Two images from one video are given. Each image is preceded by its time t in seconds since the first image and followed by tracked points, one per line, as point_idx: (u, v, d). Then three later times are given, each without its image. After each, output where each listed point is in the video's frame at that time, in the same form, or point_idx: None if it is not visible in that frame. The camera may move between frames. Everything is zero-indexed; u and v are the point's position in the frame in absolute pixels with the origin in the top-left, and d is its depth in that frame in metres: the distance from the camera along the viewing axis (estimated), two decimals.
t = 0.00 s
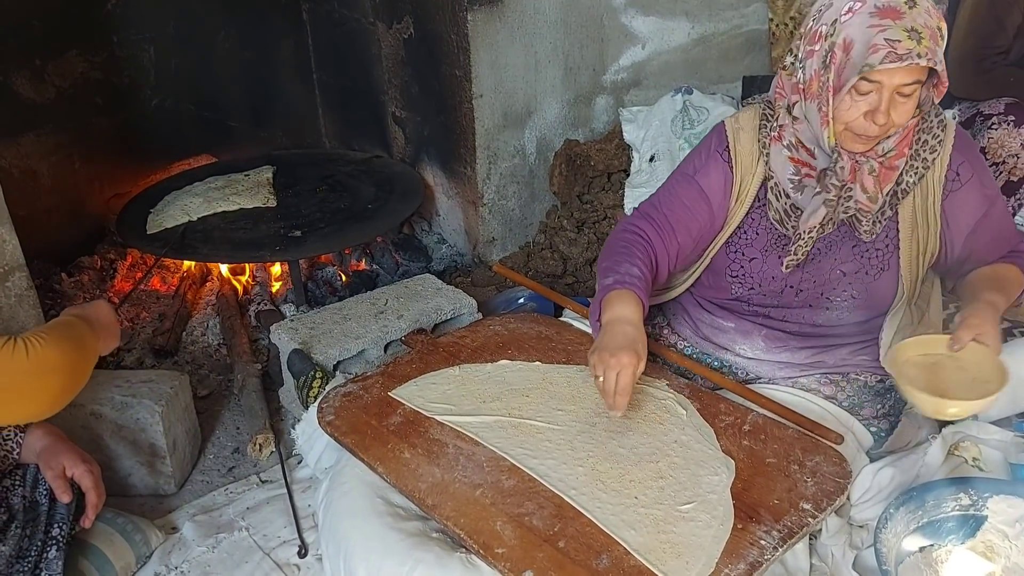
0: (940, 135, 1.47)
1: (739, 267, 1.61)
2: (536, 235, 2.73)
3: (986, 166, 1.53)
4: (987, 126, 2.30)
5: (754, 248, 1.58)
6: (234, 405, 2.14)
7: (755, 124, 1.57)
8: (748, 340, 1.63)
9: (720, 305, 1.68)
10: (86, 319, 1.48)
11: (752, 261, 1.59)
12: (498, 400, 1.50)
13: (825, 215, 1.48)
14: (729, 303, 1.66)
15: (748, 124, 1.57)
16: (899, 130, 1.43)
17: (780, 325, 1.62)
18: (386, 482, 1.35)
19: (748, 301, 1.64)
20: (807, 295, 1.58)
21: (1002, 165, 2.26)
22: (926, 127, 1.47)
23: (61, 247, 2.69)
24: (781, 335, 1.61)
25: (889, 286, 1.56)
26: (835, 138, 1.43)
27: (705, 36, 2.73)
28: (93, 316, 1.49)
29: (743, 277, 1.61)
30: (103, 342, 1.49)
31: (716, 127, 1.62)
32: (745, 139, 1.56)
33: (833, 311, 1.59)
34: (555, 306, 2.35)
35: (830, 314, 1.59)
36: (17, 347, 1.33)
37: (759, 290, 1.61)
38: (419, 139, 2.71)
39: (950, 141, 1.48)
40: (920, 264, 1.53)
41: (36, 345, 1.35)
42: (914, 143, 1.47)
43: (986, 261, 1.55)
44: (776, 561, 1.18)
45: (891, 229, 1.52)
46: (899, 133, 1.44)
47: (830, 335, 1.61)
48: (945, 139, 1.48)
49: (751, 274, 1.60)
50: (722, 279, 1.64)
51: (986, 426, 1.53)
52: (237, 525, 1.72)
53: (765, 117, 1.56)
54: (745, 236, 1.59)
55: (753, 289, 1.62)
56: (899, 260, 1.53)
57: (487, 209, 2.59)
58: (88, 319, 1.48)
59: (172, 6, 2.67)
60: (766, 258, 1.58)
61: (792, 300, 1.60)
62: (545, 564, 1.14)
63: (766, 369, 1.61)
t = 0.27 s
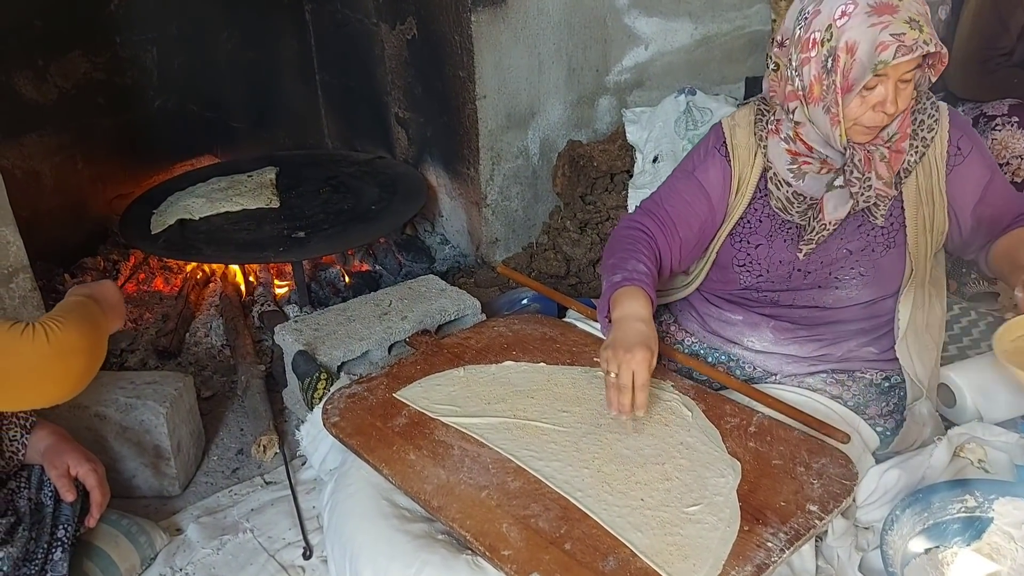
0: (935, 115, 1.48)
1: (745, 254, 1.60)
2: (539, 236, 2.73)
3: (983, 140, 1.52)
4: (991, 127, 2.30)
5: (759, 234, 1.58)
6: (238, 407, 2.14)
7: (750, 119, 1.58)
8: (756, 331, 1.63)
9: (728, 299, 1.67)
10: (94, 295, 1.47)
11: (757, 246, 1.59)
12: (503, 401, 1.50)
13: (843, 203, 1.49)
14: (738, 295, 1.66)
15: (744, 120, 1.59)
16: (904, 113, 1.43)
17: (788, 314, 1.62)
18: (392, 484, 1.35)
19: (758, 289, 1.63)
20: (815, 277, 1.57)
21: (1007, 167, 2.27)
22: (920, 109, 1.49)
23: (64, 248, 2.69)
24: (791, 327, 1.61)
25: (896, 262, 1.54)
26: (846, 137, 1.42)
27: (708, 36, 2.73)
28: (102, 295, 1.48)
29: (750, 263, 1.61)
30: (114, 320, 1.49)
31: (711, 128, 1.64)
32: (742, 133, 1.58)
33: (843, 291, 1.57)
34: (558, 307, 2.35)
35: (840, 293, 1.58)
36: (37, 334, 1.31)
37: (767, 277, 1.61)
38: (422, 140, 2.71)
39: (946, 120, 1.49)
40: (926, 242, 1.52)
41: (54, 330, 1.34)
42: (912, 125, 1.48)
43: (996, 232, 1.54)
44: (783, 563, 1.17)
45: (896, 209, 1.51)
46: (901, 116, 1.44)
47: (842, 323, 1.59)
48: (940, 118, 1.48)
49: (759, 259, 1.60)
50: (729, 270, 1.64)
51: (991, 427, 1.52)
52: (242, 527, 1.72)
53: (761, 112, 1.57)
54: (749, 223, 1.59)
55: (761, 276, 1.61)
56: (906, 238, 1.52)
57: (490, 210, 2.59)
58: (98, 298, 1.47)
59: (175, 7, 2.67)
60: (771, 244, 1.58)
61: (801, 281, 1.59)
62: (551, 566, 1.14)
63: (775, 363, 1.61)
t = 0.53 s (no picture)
0: (933, 113, 1.48)
1: (745, 250, 1.60)
2: (539, 236, 2.72)
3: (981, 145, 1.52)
4: (992, 127, 2.30)
5: (759, 228, 1.57)
6: (237, 407, 2.14)
7: (749, 114, 1.58)
8: (756, 328, 1.63)
9: (729, 296, 1.67)
10: (94, 274, 1.47)
11: (757, 241, 1.58)
12: (503, 402, 1.49)
13: (841, 192, 1.46)
14: (737, 292, 1.66)
15: (744, 114, 1.58)
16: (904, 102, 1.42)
17: (790, 311, 1.61)
18: (390, 485, 1.35)
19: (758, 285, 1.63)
20: (815, 273, 1.56)
21: (1007, 167, 2.27)
22: (919, 106, 1.48)
23: (63, 248, 2.69)
24: (791, 325, 1.61)
25: (896, 260, 1.54)
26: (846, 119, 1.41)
27: (708, 36, 2.72)
28: (98, 271, 1.48)
29: (751, 256, 1.60)
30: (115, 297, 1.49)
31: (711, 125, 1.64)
32: (741, 128, 1.57)
33: (843, 288, 1.56)
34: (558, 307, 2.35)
35: (840, 291, 1.57)
36: (42, 320, 1.31)
37: (767, 273, 1.60)
38: (421, 140, 2.71)
39: (944, 118, 1.49)
40: (926, 237, 1.51)
41: (57, 312, 1.34)
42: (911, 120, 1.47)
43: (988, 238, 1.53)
44: (782, 564, 1.17)
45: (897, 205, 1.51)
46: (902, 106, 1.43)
47: (842, 320, 1.59)
48: (939, 117, 1.48)
49: (758, 255, 1.59)
50: (729, 266, 1.63)
51: (992, 428, 1.51)
52: (240, 528, 1.72)
53: (761, 107, 1.57)
54: (750, 219, 1.58)
55: (761, 271, 1.60)
56: (906, 235, 1.52)
57: (489, 210, 2.58)
58: (99, 277, 1.46)
59: (173, 7, 2.67)
60: (771, 239, 1.57)
61: (801, 278, 1.58)
62: (550, 567, 1.13)
63: (775, 361, 1.61)
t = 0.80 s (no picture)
0: (931, 118, 1.49)
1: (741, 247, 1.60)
2: (534, 237, 2.72)
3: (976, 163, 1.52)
4: (986, 128, 2.30)
5: (756, 225, 1.58)
6: (231, 408, 2.14)
7: (750, 109, 1.59)
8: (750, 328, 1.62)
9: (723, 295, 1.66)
10: (86, 278, 1.47)
11: (753, 240, 1.59)
12: (496, 403, 1.49)
13: (838, 188, 1.48)
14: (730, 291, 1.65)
15: (744, 110, 1.60)
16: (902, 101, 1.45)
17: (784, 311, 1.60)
18: (383, 486, 1.34)
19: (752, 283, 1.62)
20: (810, 272, 1.56)
21: (1001, 167, 2.27)
22: (917, 110, 1.49)
23: (57, 249, 2.69)
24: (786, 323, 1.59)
25: (889, 264, 1.54)
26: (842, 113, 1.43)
27: (703, 37, 2.72)
28: (90, 274, 1.48)
29: (745, 253, 1.60)
30: (107, 298, 1.49)
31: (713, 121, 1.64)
32: (742, 122, 1.58)
33: (836, 289, 1.56)
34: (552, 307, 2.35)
35: (833, 292, 1.56)
36: (26, 322, 1.33)
37: (763, 270, 1.59)
38: (417, 140, 2.71)
39: (940, 124, 1.49)
40: (916, 240, 1.52)
41: (43, 315, 1.35)
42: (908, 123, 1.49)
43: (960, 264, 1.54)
44: (774, 565, 1.17)
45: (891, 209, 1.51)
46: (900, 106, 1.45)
47: (835, 321, 1.58)
48: (936, 122, 1.49)
49: (753, 252, 1.59)
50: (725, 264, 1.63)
51: (984, 428, 1.50)
52: (234, 529, 1.72)
53: (762, 102, 1.59)
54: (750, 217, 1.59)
55: (755, 267, 1.60)
56: (899, 238, 1.52)
57: (485, 210, 2.58)
58: (91, 281, 1.47)
59: (169, 7, 2.67)
60: (767, 236, 1.57)
61: (795, 277, 1.57)
62: (542, 568, 1.13)
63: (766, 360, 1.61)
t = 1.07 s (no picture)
0: (932, 122, 1.48)
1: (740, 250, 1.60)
2: (531, 236, 2.72)
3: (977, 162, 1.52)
4: (983, 127, 2.30)
5: (757, 227, 1.58)
6: (228, 408, 2.14)
7: (752, 109, 1.58)
8: (746, 329, 1.62)
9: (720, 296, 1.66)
10: (66, 316, 1.48)
11: (752, 244, 1.59)
12: (492, 403, 1.49)
13: (847, 198, 1.49)
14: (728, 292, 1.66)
15: (746, 109, 1.58)
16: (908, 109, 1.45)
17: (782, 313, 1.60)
18: (378, 486, 1.34)
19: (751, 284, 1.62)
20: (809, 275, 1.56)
21: (997, 166, 2.27)
22: (917, 114, 1.49)
23: (54, 248, 2.69)
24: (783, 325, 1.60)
25: (888, 267, 1.54)
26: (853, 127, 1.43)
27: (700, 36, 2.72)
28: (69, 312, 1.49)
29: (745, 255, 1.60)
30: (85, 337, 1.49)
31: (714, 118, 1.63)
32: (745, 121, 1.57)
33: (835, 292, 1.55)
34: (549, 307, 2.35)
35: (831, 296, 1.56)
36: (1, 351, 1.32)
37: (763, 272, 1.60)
38: (414, 140, 2.71)
39: (941, 127, 1.49)
40: (916, 244, 1.51)
41: (18, 346, 1.35)
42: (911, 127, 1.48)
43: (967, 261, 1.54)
44: (769, 565, 1.17)
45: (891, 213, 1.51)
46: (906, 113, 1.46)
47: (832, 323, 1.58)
48: (937, 125, 1.49)
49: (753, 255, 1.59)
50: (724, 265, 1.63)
51: (979, 428, 1.52)
52: (230, 529, 1.72)
53: (764, 102, 1.57)
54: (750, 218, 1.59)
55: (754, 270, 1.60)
56: (898, 242, 1.52)
57: (482, 210, 2.58)
58: (70, 320, 1.47)
59: (166, 6, 2.66)
60: (768, 239, 1.57)
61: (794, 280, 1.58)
62: (537, 569, 1.13)
63: (762, 361, 1.60)
